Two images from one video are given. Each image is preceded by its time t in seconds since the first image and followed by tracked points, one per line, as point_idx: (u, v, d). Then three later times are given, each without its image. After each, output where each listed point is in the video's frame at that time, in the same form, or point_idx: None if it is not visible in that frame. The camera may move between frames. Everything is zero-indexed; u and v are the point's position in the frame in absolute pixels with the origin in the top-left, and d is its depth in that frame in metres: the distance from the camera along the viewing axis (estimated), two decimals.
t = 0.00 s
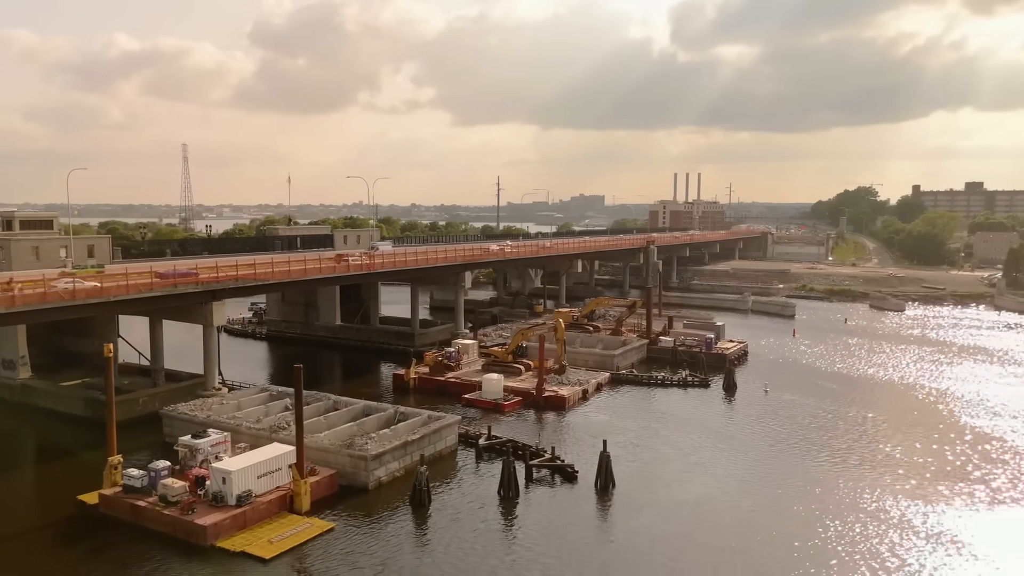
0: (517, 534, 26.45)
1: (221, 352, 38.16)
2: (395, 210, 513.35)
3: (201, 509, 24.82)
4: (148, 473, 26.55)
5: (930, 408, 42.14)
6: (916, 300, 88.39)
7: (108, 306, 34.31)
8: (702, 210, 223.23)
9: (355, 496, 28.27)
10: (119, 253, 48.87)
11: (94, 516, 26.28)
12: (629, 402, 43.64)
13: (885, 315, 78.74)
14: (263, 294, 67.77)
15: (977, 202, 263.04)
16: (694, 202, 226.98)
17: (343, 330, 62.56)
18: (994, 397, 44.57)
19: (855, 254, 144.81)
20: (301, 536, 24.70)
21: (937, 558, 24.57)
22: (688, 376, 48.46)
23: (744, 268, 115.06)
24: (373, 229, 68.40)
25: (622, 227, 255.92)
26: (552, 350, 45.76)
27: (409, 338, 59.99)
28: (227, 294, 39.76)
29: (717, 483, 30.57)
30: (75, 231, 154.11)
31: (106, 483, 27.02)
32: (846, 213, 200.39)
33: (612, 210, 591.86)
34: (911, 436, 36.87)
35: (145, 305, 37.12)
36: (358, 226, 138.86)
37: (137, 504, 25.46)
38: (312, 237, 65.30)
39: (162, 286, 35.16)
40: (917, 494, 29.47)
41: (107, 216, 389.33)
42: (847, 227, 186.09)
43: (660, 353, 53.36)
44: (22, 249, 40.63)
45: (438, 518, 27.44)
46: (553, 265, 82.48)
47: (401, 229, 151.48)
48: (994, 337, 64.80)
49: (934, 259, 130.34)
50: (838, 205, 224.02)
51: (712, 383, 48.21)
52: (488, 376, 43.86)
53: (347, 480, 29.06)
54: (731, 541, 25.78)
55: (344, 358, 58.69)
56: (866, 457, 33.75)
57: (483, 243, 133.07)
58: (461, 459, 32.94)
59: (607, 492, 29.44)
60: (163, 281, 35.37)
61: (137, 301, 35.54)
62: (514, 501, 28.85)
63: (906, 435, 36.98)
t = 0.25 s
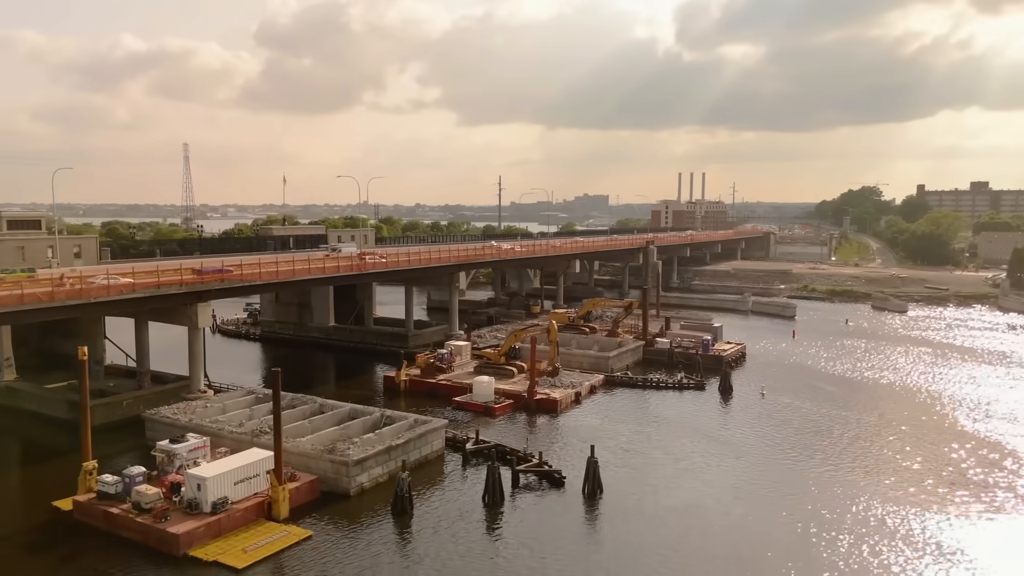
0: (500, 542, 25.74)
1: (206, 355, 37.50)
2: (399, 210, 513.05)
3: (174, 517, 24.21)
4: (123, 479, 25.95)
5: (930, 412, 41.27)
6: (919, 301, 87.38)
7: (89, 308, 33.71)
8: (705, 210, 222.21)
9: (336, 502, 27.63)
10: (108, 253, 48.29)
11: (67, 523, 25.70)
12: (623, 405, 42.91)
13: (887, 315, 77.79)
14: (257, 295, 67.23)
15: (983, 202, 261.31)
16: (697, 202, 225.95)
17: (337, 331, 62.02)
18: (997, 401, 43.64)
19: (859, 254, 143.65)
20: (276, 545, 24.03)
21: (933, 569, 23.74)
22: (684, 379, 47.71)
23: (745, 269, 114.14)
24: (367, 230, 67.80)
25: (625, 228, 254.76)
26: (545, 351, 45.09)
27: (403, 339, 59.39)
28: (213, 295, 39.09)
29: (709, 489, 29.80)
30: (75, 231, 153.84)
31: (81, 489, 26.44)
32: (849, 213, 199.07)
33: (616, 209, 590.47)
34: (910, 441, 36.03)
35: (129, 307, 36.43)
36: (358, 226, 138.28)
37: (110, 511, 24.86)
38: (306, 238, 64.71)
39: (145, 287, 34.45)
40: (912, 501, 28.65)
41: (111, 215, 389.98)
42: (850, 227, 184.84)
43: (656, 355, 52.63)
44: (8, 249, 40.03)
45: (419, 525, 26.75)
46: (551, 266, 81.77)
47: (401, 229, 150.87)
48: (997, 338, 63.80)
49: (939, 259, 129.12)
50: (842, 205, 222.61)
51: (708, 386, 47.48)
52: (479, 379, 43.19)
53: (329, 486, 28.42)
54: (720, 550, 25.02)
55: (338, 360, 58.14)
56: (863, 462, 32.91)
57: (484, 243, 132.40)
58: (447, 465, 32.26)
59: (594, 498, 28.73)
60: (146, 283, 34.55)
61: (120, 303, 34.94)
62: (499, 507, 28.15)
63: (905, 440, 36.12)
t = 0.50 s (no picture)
0: (481, 551, 24.97)
1: (189, 357, 36.74)
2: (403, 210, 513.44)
3: (143, 526, 23.47)
4: (93, 486, 25.23)
5: (930, 416, 40.28)
6: (922, 302, 86.26)
7: (67, 310, 32.96)
8: (708, 210, 220.85)
9: (314, 510, 26.87)
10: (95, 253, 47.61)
11: (36, 530, 25.01)
12: (616, 408, 42.09)
13: (889, 316, 76.73)
14: (250, 295, 66.56)
15: (989, 202, 259.36)
16: (700, 202, 224.74)
17: (330, 332, 61.34)
18: (999, 405, 42.63)
19: (862, 254, 142.38)
20: (247, 555, 23.29)
21: None
22: (679, 381, 46.85)
23: (747, 269, 113.08)
24: (362, 230, 67.06)
25: (628, 227, 253.60)
26: (537, 353, 44.18)
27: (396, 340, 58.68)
28: (196, 295, 38.21)
29: (698, 496, 28.95)
30: (75, 230, 153.53)
31: (51, 496, 25.73)
32: (854, 212, 197.61)
33: (620, 209, 588.92)
34: (908, 446, 35.08)
35: (110, 308, 35.68)
36: (357, 226, 137.63)
37: (78, 519, 24.15)
38: (299, 238, 63.98)
39: (124, 289, 33.50)
40: (907, 510, 27.71)
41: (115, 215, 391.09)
42: (854, 227, 183.50)
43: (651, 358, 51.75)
44: None
45: (398, 533, 26.02)
46: (547, 266, 80.97)
47: (401, 228, 150.24)
48: (1001, 340, 62.71)
49: (943, 259, 127.81)
50: (847, 204, 221.14)
51: (704, 389, 46.60)
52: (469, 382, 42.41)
53: (307, 493, 27.66)
54: (707, 561, 24.14)
55: (330, 361, 57.43)
56: (859, 469, 32.02)
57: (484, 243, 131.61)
58: (432, 471, 31.49)
59: (580, 505, 27.92)
60: (126, 284, 33.72)
61: (99, 304, 34.17)
62: (482, 515, 27.36)
63: (903, 446, 35.13)
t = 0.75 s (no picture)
0: (462, 559, 24.30)
1: (173, 359, 36.17)
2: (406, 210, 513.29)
3: (114, 535, 22.87)
4: (66, 493, 24.65)
5: (930, 421, 39.41)
6: (926, 303, 85.22)
7: (47, 311, 32.39)
8: (711, 210, 219.71)
9: (294, 517, 26.24)
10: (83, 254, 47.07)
11: (7, 537, 24.41)
12: (609, 411, 41.39)
13: (892, 317, 75.76)
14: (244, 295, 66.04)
15: (995, 201, 257.47)
16: (703, 202, 223.70)
17: (323, 333, 60.78)
18: (1001, 409, 41.75)
19: (866, 254, 141.15)
20: (220, 564, 22.68)
21: None
22: (674, 384, 46.11)
23: (749, 269, 112.13)
24: (357, 230, 66.46)
25: (631, 227, 252.55)
26: (530, 355, 43.51)
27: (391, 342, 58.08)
28: (181, 296, 37.68)
29: (687, 503, 28.23)
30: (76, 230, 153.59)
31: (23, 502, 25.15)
32: (858, 212, 196.23)
33: (624, 209, 587.47)
34: (906, 452, 34.27)
35: (92, 310, 35.10)
36: (357, 226, 137.13)
37: (49, 527, 23.57)
38: (293, 239, 63.42)
39: (105, 290, 32.92)
40: (902, 519, 26.92)
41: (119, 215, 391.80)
42: (859, 227, 182.08)
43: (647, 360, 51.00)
44: None
45: (378, 540, 25.38)
46: (545, 266, 80.26)
47: (402, 228, 149.71)
48: (1005, 342, 61.69)
49: (948, 259, 126.57)
50: (851, 204, 219.69)
51: (699, 392, 45.86)
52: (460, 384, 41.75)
53: (287, 499, 27.04)
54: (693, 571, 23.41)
55: (323, 363, 56.87)
56: (855, 475, 31.24)
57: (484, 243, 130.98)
58: (417, 476, 30.85)
59: (566, 513, 27.24)
60: (108, 285, 33.12)
61: (80, 306, 33.59)
62: (465, 522, 26.70)
63: (901, 451, 34.32)
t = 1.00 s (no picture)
0: (440, 569, 23.53)
1: (154, 362, 35.48)
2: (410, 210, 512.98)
3: (79, 544, 22.18)
4: (33, 500, 23.97)
5: (930, 425, 38.43)
6: (930, 303, 84.04)
7: (23, 313, 31.73)
8: (715, 209, 218.42)
9: (269, 525, 25.49)
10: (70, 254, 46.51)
11: None
12: (601, 415, 40.57)
13: (895, 318, 74.66)
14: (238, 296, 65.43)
15: (1002, 201, 255.24)
16: (707, 201, 222.39)
17: (316, 334, 60.12)
18: (1003, 413, 40.75)
19: (871, 254, 139.76)
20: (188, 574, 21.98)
21: None
22: (669, 387, 45.24)
23: (751, 270, 111.06)
24: (351, 230, 65.80)
25: (635, 227, 251.42)
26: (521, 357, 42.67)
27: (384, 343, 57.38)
28: (162, 297, 36.99)
29: (676, 511, 27.40)
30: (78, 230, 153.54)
31: None
32: (863, 212, 194.64)
33: (629, 208, 585.79)
34: (904, 458, 33.31)
35: (72, 312, 34.44)
36: (357, 226, 136.54)
37: (14, 535, 22.88)
38: (287, 239, 62.78)
39: (84, 291, 32.24)
40: (897, 529, 25.96)
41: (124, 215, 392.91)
42: (864, 227, 180.59)
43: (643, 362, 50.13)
44: None
45: (354, 549, 24.63)
46: (543, 267, 79.43)
47: (403, 228, 149.12)
48: (1011, 344, 60.54)
49: (954, 259, 125.14)
50: (857, 203, 218.05)
51: (695, 395, 44.97)
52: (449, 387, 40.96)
53: (262, 506, 26.29)
54: None
55: (315, 364, 56.20)
56: (850, 482, 30.33)
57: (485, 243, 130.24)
58: (398, 483, 30.08)
59: (550, 521, 26.44)
60: (86, 285, 32.43)
61: (58, 307, 32.91)
62: (446, 530, 25.94)
63: (899, 457, 33.37)
